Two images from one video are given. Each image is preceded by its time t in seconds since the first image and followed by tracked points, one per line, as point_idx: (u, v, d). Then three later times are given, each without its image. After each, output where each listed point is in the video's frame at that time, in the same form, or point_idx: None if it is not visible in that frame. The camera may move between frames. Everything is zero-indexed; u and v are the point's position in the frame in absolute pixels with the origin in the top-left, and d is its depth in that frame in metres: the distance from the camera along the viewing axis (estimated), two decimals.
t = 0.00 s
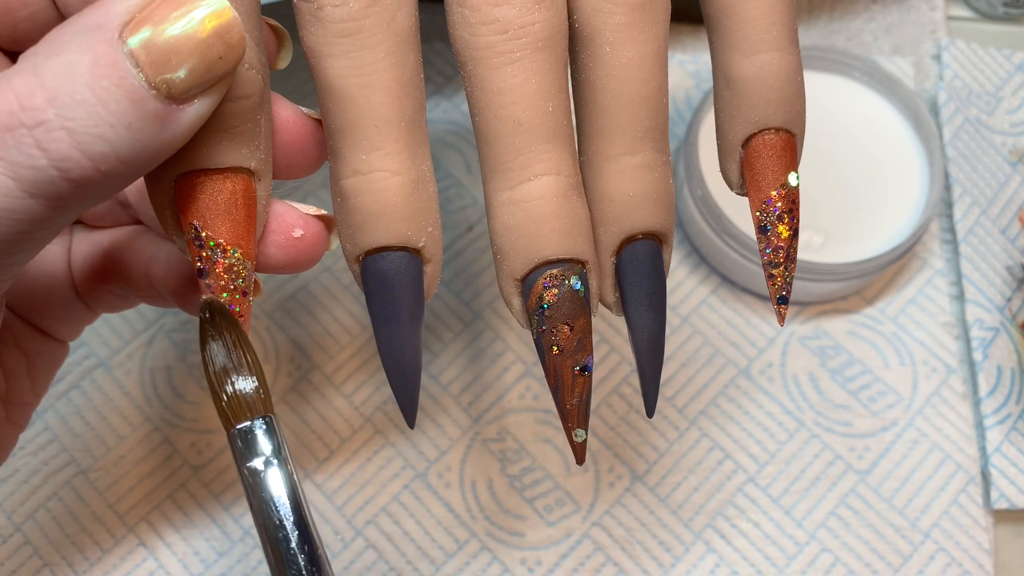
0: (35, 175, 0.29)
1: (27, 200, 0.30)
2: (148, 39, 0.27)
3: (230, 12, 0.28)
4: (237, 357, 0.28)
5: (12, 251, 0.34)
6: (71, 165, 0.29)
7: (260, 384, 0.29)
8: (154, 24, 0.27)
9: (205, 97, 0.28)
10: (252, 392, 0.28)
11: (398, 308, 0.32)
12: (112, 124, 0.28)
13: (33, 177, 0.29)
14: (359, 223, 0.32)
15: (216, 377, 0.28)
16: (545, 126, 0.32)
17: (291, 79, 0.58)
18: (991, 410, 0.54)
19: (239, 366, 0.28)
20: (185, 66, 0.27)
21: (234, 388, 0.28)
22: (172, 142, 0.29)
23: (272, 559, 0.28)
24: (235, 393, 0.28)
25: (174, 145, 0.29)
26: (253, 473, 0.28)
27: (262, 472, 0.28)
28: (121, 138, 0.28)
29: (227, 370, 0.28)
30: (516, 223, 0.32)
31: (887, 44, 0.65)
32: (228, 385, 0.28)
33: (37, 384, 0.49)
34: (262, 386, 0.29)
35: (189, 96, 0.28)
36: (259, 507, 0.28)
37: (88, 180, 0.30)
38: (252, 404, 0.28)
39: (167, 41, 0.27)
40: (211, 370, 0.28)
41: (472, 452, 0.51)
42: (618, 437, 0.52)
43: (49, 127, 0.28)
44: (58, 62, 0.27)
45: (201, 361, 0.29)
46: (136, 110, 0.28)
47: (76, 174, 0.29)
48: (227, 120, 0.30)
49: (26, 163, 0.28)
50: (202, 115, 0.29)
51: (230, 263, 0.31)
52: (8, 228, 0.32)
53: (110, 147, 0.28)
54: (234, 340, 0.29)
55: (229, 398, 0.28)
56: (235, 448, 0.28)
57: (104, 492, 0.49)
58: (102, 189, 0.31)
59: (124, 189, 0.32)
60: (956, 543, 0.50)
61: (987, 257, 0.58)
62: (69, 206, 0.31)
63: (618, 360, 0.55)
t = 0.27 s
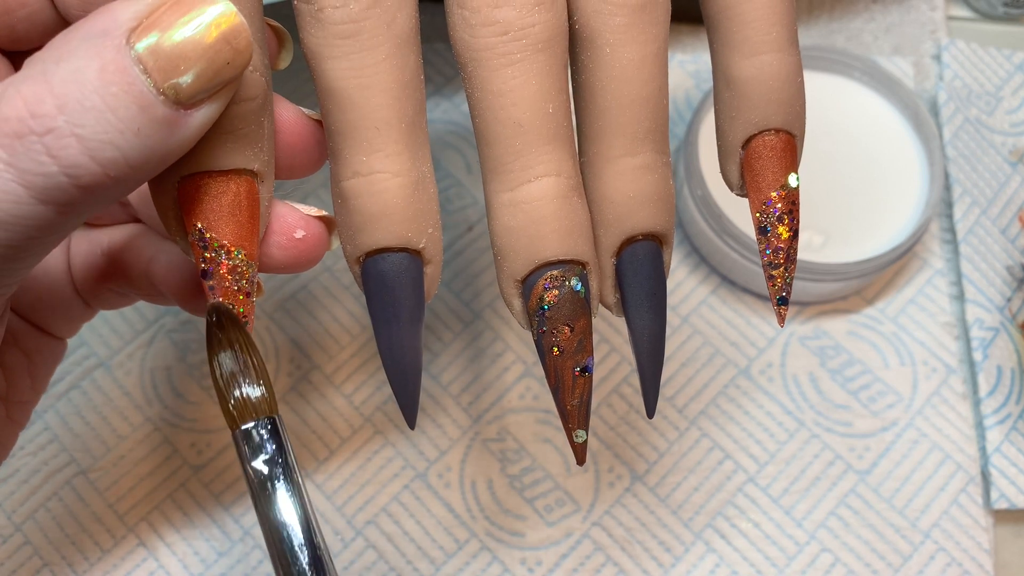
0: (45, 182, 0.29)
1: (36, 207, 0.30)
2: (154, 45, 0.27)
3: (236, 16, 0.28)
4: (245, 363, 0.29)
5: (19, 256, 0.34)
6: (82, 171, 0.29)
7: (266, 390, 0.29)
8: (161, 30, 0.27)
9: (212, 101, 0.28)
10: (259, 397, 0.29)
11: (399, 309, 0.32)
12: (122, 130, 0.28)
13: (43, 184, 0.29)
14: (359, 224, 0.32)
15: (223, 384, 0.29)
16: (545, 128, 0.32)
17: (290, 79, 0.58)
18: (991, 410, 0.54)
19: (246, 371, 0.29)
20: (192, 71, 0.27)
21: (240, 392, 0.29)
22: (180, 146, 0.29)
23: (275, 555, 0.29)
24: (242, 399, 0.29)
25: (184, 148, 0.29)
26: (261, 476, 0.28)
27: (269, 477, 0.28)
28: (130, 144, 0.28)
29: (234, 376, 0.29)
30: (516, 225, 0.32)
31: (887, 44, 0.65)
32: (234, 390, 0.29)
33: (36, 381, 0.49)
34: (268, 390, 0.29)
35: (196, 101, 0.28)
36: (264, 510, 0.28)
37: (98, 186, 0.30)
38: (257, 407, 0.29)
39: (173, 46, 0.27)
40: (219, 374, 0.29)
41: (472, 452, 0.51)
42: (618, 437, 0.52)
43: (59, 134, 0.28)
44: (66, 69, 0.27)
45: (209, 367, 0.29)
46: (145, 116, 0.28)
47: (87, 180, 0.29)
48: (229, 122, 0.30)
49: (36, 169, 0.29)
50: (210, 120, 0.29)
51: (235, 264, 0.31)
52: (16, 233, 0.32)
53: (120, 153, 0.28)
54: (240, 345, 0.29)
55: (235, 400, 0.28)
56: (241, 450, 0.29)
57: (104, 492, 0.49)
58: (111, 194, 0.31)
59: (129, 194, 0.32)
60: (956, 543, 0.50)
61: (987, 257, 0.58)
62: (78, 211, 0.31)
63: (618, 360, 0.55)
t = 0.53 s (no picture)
0: (50, 186, 0.29)
1: (42, 211, 0.30)
2: (158, 48, 0.27)
3: (240, 18, 0.28)
4: (245, 365, 0.30)
5: (24, 260, 0.34)
6: (87, 175, 0.29)
7: (266, 393, 0.31)
8: (164, 32, 0.27)
9: (215, 104, 0.28)
10: (259, 398, 0.30)
11: (399, 310, 0.32)
12: (126, 134, 0.28)
13: (49, 188, 0.29)
14: (359, 225, 0.32)
15: (223, 385, 0.30)
16: (545, 128, 0.32)
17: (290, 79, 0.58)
18: (991, 410, 0.54)
19: (246, 373, 0.30)
20: (196, 74, 0.27)
21: (240, 395, 0.30)
22: (184, 149, 0.29)
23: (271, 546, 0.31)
24: (242, 401, 0.30)
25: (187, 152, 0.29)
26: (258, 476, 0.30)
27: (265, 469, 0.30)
28: (135, 147, 0.28)
29: (235, 377, 0.30)
30: (516, 225, 0.32)
31: (887, 44, 0.65)
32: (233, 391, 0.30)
33: (37, 380, 0.49)
34: (268, 392, 0.31)
35: (200, 103, 0.28)
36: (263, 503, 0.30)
37: (102, 189, 0.30)
38: (257, 408, 0.30)
39: (176, 49, 0.27)
40: (219, 376, 0.30)
41: (472, 452, 0.51)
42: (618, 437, 0.52)
43: (65, 138, 0.28)
44: (71, 73, 0.27)
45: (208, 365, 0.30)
46: (150, 120, 0.28)
47: (91, 184, 0.29)
48: (230, 123, 0.30)
49: (41, 174, 0.29)
50: (213, 123, 0.29)
51: (236, 265, 0.31)
52: (20, 237, 0.32)
53: (125, 156, 0.28)
54: (240, 349, 0.30)
55: (235, 403, 0.30)
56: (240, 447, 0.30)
57: (104, 492, 0.49)
58: (117, 197, 0.31)
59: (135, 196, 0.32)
60: (956, 543, 0.50)
61: (987, 257, 0.58)
62: (85, 214, 0.32)
63: (618, 360, 0.55)
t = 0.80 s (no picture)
0: (49, 185, 0.29)
1: (42, 210, 0.30)
2: (157, 47, 0.27)
3: (239, 17, 0.27)
4: (251, 370, 0.30)
5: (24, 260, 0.34)
6: (87, 174, 0.29)
7: (272, 396, 0.30)
8: (163, 31, 0.27)
9: (215, 103, 0.28)
10: (265, 402, 0.30)
11: (399, 310, 0.32)
12: (126, 133, 0.28)
13: (48, 188, 0.29)
14: (359, 225, 0.32)
15: (229, 389, 0.30)
16: (545, 128, 0.32)
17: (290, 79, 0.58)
18: (991, 410, 0.54)
19: (252, 377, 0.30)
20: (195, 73, 0.27)
21: (247, 399, 0.30)
22: (184, 148, 0.29)
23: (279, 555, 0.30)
24: (248, 406, 0.30)
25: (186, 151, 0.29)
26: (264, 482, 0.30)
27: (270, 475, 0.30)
28: (134, 146, 0.28)
29: (241, 381, 0.30)
30: (516, 225, 0.32)
31: (887, 43, 0.65)
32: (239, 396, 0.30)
33: (38, 381, 0.49)
34: (273, 396, 0.30)
35: (200, 102, 0.28)
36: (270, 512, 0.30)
37: (102, 189, 0.30)
38: (264, 413, 0.30)
39: (174, 48, 0.27)
40: (225, 380, 0.30)
41: (472, 452, 0.51)
42: (618, 437, 0.52)
43: (64, 137, 0.28)
44: (70, 72, 0.27)
45: (214, 370, 0.30)
46: (149, 118, 0.28)
47: (91, 183, 0.29)
48: (230, 123, 0.30)
49: (40, 173, 0.29)
50: (213, 122, 0.29)
51: (235, 265, 0.31)
52: (20, 237, 0.32)
53: (124, 155, 0.28)
54: (246, 352, 0.30)
55: (241, 407, 0.30)
56: (247, 452, 0.30)
57: (104, 492, 0.49)
58: (117, 196, 0.31)
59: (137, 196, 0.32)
60: (956, 543, 0.50)
61: (987, 257, 0.58)
62: (86, 213, 0.32)
63: (618, 360, 0.55)
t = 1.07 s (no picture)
0: (38, 176, 0.29)
1: (29, 202, 0.30)
2: (148, 39, 0.27)
3: (232, 10, 0.28)
4: (245, 376, 0.29)
5: (15, 254, 0.34)
6: (75, 165, 0.29)
7: (268, 401, 0.30)
8: (154, 24, 0.27)
9: (207, 95, 0.28)
10: (261, 409, 0.29)
11: (399, 309, 0.32)
12: (116, 125, 0.28)
13: (36, 179, 0.29)
14: (361, 225, 0.31)
15: (223, 397, 0.29)
16: (545, 128, 0.32)
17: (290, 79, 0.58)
18: (992, 410, 0.54)
19: (247, 383, 0.29)
20: (187, 64, 0.27)
21: (243, 407, 0.29)
22: (175, 141, 0.29)
23: None
24: (243, 411, 0.29)
25: (177, 145, 0.29)
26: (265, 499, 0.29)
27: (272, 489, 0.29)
28: (124, 138, 0.28)
29: (234, 387, 0.29)
30: (516, 224, 0.32)
31: (887, 44, 0.65)
32: (233, 403, 0.29)
33: (38, 386, 0.49)
34: (270, 402, 0.30)
35: (192, 95, 0.28)
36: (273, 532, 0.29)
37: (92, 180, 0.30)
38: (261, 422, 0.29)
39: (166, 41, 0.27)
40: (219, 388, 0.29)
41: (472, 452, 0.51)
42: (618, 437, 0.52)
43: (52, 128, 0.28)
44: (61, 63, 0.27)
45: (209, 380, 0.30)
46: (140, 110, 0.28)
47: (80, 175, 0.29)
48: (228, 120, 0.30)
49: (29, 164, 0.28)
50: (205, 115, 0.29)
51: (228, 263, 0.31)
52: (11, 230, 0.32)
53: (113, 145, 0.28)
54: (242, 358, 0.30)
55: (237, 416, 0.29)
56: (245, 465, 0.29)
57: (104, 492, 0.49)
58: (105, 189, 0.31)
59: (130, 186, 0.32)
60: (956, 543, 0.50)
61: (987, 257, 0.58)
62: (74, 207, 0.32)
63: (618, 360, 0.54)
